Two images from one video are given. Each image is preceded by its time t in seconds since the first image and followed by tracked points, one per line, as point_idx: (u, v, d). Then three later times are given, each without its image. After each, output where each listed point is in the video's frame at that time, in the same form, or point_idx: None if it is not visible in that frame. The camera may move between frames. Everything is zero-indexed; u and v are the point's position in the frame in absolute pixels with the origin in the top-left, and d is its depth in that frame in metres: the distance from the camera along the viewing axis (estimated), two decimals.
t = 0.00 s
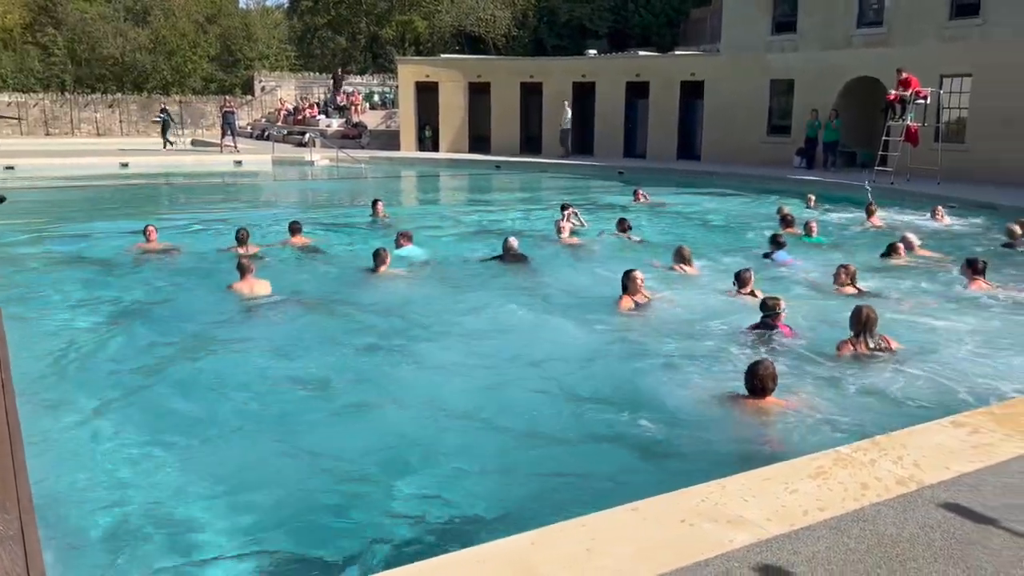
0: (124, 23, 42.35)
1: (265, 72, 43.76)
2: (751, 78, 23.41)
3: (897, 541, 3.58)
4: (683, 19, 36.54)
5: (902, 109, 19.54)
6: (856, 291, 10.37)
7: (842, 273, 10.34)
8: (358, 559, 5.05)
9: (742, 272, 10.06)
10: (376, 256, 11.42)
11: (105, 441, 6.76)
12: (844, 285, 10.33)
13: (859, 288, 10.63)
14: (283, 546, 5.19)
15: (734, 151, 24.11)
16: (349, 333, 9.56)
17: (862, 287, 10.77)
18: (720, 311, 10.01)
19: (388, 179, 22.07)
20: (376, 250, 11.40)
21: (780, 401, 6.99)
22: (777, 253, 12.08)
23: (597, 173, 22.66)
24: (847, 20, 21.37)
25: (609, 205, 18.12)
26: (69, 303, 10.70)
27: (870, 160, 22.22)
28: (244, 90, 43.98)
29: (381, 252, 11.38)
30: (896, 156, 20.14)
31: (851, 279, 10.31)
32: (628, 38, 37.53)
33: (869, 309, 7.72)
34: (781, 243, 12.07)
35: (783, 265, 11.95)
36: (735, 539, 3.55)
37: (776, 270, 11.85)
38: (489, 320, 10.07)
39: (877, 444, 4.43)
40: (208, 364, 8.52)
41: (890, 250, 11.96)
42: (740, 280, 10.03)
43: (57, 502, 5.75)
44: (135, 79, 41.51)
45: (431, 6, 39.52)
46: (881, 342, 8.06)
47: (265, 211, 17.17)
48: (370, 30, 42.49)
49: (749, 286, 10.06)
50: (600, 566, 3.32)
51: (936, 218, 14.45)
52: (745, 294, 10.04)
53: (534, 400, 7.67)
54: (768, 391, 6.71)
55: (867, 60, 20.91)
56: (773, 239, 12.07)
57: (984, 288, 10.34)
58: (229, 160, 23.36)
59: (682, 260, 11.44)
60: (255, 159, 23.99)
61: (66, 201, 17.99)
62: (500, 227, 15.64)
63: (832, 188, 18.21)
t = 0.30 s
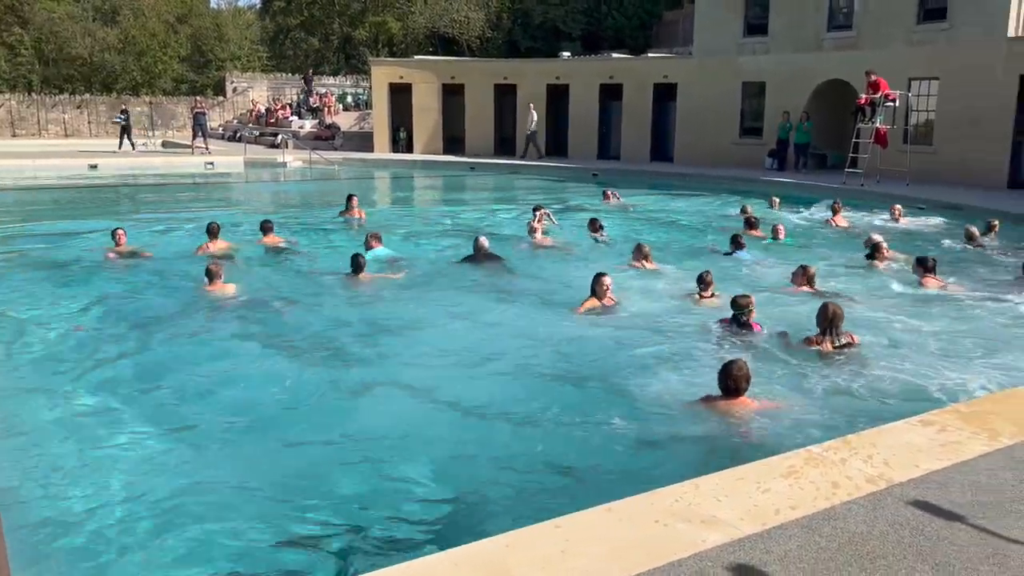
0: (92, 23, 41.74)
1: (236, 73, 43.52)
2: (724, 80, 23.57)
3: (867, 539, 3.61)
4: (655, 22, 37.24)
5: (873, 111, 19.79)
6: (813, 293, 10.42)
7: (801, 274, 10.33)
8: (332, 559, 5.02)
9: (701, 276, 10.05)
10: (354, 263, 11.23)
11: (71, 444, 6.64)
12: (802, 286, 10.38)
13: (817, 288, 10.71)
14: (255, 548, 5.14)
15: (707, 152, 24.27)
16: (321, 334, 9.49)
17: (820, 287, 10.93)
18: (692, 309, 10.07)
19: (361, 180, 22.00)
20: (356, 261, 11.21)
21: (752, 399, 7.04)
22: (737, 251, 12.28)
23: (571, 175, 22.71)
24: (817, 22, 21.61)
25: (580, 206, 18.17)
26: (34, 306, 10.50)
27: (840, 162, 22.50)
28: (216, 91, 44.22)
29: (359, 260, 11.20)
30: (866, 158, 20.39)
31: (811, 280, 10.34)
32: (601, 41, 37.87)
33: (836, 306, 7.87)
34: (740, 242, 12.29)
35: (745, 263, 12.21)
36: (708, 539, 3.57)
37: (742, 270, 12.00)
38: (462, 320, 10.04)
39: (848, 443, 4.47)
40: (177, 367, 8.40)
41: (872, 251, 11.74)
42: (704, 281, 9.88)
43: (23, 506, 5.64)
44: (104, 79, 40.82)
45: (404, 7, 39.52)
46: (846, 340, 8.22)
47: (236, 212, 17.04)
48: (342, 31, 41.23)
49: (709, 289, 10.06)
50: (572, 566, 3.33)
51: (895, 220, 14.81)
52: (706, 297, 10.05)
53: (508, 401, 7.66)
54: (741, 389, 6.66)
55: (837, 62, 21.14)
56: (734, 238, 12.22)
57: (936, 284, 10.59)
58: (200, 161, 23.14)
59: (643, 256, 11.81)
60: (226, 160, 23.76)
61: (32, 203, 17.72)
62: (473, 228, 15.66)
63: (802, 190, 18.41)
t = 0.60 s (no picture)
0: (59, 23, 41.09)
1: (207, 75, 43.14)
2: (697, 83, 23.74)
3: (838, 538, 3.64)
4: (627, 24, 37.36)
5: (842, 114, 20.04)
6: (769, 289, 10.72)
7: (753, 271, 10.70)
8: (304, 563, 4.97)
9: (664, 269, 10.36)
10: (325, 257, 11.09)
11: (38, 452, 6.53)
12: (756, 283, 10.69)
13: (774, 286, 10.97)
14: (227, 554, 5.08)
15: (680, 155, 24.40)
16: (293, 337, 9.42)
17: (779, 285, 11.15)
18: (664, 310, 10.13)
19: (334, 183, 21.85)
20: (325, 254, 11.07)
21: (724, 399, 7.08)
22: (696, 248, 12.53)
23: (545, 177, 22.74)
24: (788, 26, 21.85)
25: (552, 209, 18.18)
26: None
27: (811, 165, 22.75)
28: (186, 93, 43.61)
29: (330, 253, 11.08)
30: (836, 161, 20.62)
31: (764, 277, 10.69)
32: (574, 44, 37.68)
33: (793, 309, 8.01)
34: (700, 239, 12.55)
35: (705, 260, 12.41)
36: (680, 539, 3.59)
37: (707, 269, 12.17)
38: (435, 322, 10.02)
39: (819, 444, 4.50)
40: (148, 373, 8.29)
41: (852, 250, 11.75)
42: (663, 274, 10.24)
43: None
44: (72, 80, 40.18)
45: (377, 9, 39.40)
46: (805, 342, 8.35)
47: (207, 215, 16.86)
48: (315, 31, 41.72)
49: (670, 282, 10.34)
50: (546, 569, 3.32)
51: (855, 219, 15.07)
52: (666, 290, 10.35)
53: (481, 403, 7.65)
54: (707, 383, 6.64)
55: (807, 66, 21.38)
56: (692, 235, 12.55)
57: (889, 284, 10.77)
58: (170, 163, 22.88)
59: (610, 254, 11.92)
60: (197, 164, 23.49)
61: None
62: (447, 230, 15.64)
63: (774, 193, 18.58)
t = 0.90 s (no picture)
0: (25, 25, 40.46)
1: (177, 77, 42.72)
2: (670, 86, 23.89)
3: (810, 539, 3.67)
4: (600, 28, 37.64)
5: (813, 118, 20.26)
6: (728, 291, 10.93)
7: (717, 274, 10.86)
8: (277, 568, 4.92)
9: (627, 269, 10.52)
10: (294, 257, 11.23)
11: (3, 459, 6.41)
12: (718, 284, 10.84)
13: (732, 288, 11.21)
14: (198, 561, 5.01)
15: (653, 158, 24.53)
16: (265, 341, 9.34)
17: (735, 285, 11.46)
18: (636, 312, 10.18)
19: (307, 186, 21.70)
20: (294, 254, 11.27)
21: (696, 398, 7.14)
22: (658, 250, 12.63)
23: (519, 180, 22.76)
24: (759, 30, 22.07)
25: (526, 212, 18.16)
26: None
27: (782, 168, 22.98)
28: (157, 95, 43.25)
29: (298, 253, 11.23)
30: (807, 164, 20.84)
31: (726, 279, 10.83)
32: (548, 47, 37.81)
33: (735, 310, 8.18)
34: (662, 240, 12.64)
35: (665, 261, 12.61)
36: (655, 542, 3.59)
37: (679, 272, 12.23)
38: (408, 326, 9.98)
39: (790, 445, 4.54)
40: (117, 379, 8.18)
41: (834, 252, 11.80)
42: (625, 273, 10.40)
43: None
44: (38, 82, 39.26)
45: (350, 11, 39.24)
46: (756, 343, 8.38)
47: (177, 219, 16.68)
48: (288, 34, 40.81)
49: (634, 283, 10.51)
50: (520, 573, 3.31)
51: (817, 222, 15.38)
52: (628, 290, 10.51)
53: (456, 405, 7.62)
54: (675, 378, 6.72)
55: (778, 70, 21.60)
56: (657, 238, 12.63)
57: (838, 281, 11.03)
58: (140, 167, 22.59)
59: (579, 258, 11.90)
60: (168, 167, 23.21)
61: None
62: (419, 233, 15.61)
63: (747, 195, 18.74)
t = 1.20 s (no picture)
0: None
1: (149, 79, 42.37)
2: (645, 90, 23.99)
3: (784, 540, 3.68)
4: (575, 32, 37.37)
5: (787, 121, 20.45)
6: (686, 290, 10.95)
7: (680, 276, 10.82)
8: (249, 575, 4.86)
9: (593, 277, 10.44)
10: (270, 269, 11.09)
11: None
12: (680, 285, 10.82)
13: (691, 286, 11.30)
14: (169, 568, 4.94)
15: (629, 162, 24.62)
16: (237, 346, 9.24)
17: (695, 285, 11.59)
18: (611, 315, 10.21)
19: (281, 189, 21.55)
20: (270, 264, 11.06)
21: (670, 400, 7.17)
22: (624, 252, 12.89)
23: (495, 183, 22.77)
24: (732, 33, 22.24)
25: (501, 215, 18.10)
26: None
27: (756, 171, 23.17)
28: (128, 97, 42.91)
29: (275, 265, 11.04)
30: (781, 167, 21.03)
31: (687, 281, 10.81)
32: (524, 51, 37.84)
33: (689, 312, 8.29)
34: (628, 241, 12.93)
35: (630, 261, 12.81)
36: (631, 545, 3.59)
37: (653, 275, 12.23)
38: (383, 329, 9.94)
39: (765, 446, 4.56)
40: (87, 385, 8.06)
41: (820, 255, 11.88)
42: (592, 281, 10.30)
43: None
44: (7, 84, 39.32)
45: (324, 13, 39.00)
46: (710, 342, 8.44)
47: (149, 221, 16.52)
48: (261, 37, 40.85)
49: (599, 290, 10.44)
50: None
51: (775, 224, 15.49)
52: (595, 296, 10.47)
53: (431, 409, 7.58)
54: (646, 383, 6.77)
55: (751, 73, 21.81)
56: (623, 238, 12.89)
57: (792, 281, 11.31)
58: (111, 170, 22.30)
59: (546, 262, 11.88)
60: (139, 170, 22.93)
61: None
62: (394, 236, 15.58)
63: (722, 198, 18.88)
